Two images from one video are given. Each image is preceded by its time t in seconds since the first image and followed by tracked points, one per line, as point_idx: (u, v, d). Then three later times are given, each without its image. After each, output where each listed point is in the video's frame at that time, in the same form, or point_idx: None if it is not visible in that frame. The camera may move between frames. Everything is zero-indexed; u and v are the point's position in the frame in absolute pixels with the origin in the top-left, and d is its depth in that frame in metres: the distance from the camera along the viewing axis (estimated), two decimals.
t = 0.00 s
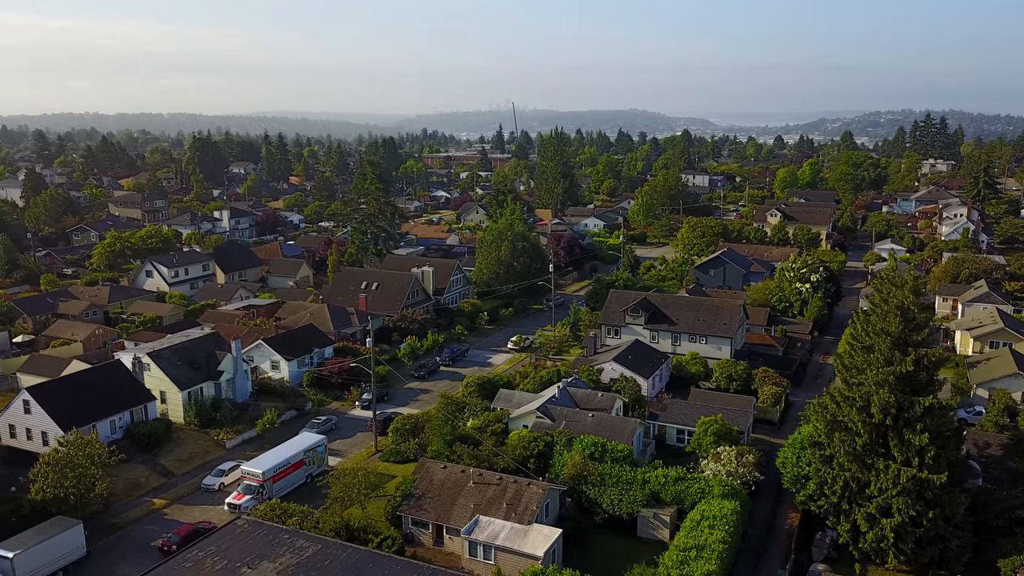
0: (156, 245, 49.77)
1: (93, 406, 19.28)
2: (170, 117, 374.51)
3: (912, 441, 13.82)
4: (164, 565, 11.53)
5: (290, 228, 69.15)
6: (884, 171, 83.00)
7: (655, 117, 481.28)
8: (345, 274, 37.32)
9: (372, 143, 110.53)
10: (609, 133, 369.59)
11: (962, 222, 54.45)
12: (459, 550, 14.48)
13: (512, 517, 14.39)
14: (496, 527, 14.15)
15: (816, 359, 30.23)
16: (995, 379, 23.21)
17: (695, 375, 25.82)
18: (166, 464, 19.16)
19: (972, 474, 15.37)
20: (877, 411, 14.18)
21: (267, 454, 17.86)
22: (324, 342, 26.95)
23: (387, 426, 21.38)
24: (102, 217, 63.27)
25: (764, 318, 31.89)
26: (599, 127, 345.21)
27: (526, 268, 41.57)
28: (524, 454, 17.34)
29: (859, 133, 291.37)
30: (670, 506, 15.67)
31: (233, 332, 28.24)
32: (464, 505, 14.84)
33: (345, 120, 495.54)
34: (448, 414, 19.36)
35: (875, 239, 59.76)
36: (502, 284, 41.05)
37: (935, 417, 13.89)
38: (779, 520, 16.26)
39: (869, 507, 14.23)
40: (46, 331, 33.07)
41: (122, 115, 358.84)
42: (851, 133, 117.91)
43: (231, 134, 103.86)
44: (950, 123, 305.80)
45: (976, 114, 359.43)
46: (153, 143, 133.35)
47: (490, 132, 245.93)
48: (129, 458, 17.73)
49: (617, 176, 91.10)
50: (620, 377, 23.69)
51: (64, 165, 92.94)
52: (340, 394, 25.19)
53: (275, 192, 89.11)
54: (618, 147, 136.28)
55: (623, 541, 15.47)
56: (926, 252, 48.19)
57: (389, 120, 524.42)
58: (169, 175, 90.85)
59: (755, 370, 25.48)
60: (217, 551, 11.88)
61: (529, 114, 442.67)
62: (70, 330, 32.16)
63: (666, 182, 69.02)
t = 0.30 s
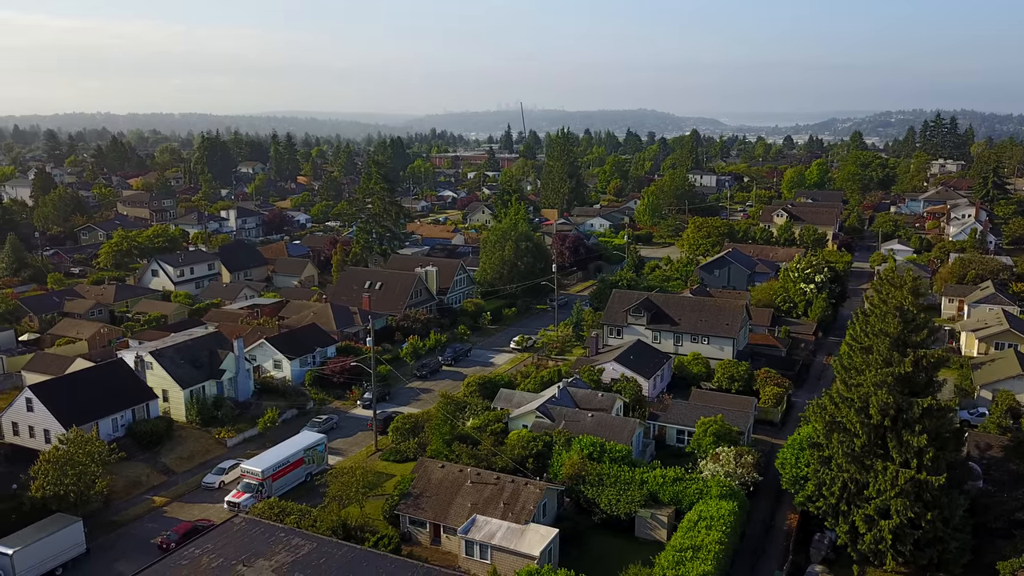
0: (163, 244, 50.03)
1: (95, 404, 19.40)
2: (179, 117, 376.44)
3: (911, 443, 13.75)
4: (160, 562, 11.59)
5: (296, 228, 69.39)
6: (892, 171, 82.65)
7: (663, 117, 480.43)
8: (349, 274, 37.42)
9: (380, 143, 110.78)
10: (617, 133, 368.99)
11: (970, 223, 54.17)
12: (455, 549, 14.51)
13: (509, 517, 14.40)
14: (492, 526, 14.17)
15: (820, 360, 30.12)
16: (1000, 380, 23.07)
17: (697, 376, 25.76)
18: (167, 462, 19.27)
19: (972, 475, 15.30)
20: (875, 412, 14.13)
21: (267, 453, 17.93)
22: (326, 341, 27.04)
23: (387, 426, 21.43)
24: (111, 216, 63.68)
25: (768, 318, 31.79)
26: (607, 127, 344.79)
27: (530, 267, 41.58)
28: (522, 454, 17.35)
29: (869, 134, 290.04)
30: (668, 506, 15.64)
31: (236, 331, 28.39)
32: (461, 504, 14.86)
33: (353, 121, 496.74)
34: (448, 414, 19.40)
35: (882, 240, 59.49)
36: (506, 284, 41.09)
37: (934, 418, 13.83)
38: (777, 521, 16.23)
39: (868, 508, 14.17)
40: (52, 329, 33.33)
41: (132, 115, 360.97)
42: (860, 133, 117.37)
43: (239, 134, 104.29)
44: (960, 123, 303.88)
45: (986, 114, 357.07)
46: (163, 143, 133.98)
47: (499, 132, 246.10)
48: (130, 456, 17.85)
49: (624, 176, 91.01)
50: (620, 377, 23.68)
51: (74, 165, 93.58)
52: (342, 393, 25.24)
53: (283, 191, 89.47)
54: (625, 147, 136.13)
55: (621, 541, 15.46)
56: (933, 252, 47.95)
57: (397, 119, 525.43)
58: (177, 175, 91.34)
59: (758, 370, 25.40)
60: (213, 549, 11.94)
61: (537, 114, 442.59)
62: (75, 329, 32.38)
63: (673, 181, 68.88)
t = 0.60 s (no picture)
0: (168, 243, 50.24)
1: (96, 403, 19.51)
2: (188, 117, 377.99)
3: (908, 444, 13.70)
4: (156, 560, 11.64)
5: (302, 227, 69.54)
6: (900, 171, 82.30)
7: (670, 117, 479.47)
8: (352, 273, 37.50)
9: (386, 143, 110.89)
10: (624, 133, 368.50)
11: (976, 223, 53.87)
12: (452, 549, 14.52)
13: (505, 516, 14.42)
14: (488, 525, 14.18)
15: (822, 360, 29.99)
16: (1003, 382, 22.94)
17: (698, 376, 25.72)
18: (167, 460, 19.35)
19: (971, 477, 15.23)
20: (873, 413, 14.08)
21: (266, 451, 18.00)
22: (327, 340, 27.10)
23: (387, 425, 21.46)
24: (117, 216, 64.01)
25: (770, 319, 31.69)
26: (614, 127, 344.34)
27: (533, 267, 41.56)
28: (520, 453, 17.35)
29: (877, 134, 288.72)
30: (665, 507, 15.62)
31: (238, 330, 28.49)
32: (458, 504, 14.88)
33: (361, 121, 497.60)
34: (447, 413, 19.42)
35: (888, 240, 59.23)
36: (509, 284, 41.09)
37: (931, 419, 13.79)
38: (775, 522, 16.19)
39: (864, 510, 14.11)
40: (56, 328, 33.52)
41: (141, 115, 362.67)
42: (868, 134, 116.87)
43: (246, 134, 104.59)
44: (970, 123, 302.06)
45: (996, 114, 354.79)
46: (171, 143, 134.20)
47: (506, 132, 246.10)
48: (130, 454, 17.94)
49: (630, 176, 90.86)
50: (620, 377, 23.65)
51: (82, 164, 94.06)
52: (343, 392, 25.28)
53: (290, 191, 89.69)
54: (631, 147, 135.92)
55: (617, 540, 15.46)
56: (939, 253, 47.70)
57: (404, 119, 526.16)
58: (185, 175, 91.69)
59: (759, 370, 25.31)
60: (208, 547, 12.00)
61: (543, 114, 442.49)
62: (79, 327, 32.54)
63: (678, 182, 68.71)
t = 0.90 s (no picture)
0: (174, 243, 50.41)
1: (97, 401, 19.62)
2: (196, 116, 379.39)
3: (905, 445, 13.65)
4: (151, 557, 11.70)
5: (307, 227, 69.67)
6: (907, 170, 81.94)
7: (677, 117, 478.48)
8: (354, 273, 37.57)
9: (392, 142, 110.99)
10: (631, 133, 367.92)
11: (983, 224, 53.59)
12: (448, 547, 14.55)
13: (501, 515, 14.44)
14: (484, 525, 14.20)
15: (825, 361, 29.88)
16: (1006, 384, 22.81)
17: (699, 377, 25.67)
18: (168, 458, 19.44)
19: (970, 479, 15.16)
20: (871, 414, 14.03)
21: (265, 450, 18.07)
22: (329, 339, 27.18)
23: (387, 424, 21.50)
24: (124, 215, 64.28)
25: (773, 319, 31.61)
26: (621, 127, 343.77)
27: (536, 267, 41.55)
28: (519, 453, 17.35)
29: (886, 133, 287.34)
30: (662, 507, 15.61)
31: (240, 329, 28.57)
32: (455, 503, 14.91)
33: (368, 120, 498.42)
34: (446, 413, 19.44)
35: (894, 240, 58.98)
36: (512, 284, 41.09)
37: (928, 420, 13.74)
38: (773, 523, 16.16)
39: (862, 511, 14.06)
40: (61, 327, 33.72)
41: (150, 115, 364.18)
42: (876, 133, 116.35)
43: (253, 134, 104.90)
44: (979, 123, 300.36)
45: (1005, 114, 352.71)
46: (180, 142, 134.60)
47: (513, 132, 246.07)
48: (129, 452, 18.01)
49: (636, 176, 90.66)
50: (621, 377, 23.62)
51: (91, 164, 94.59)
52: (345, 391, 25.32)
53: (296, 190, 89.88)
54: (638, 147, 135.70)
55: (614, 540, 15.45)
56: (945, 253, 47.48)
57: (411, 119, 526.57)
58: (192, 174, 92.00)
59: (760, 371, 25.23)
60: (204, 545, 12.05)
61: (550, 114, 442.14)
62: (83, 326, 32.70)
63: (684, 181, 68.54)
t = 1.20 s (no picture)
0: (179, 242, 50.66)
1: (98, 399, 19.72)
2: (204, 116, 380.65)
3: (902, 446, 13.60)
4: (147, 555, 11.77)
5: (313, 227, 69.85)
6: (914, 170, 81.57)
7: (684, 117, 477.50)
8: (357, 272, 37.64)
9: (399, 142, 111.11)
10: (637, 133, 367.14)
11: (990, 224, 53.30)
12: (444, 546, 14.58)
13: (497, 514, 14.45)
14: (480, 524, 14.21)
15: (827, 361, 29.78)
16: (1009, 385, 22.68)
17: (700, 377, 25.65)
18: (168, 456, 19.54)
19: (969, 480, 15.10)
20: (868, 415, 13.98)
21: (265, 448, 18.14)
22: (331, 338, 27.24)
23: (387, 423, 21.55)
24: (131, 215, 64.54)
25: (775, 319, 31.52)
26: (628, 127, 343.23)
27: (538, 267, 41.54)
28: (516, 452, 17.36)
29: (895, 133, 285.97)
30: (659, 507, 15.60)
31: (242, 328, 28.64)
32: (451, 502, 14.93)
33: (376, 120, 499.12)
34: (444, 412, 19.46)
35: (900, 241, 58.69)
36: (514, 283, 41.09)
37: (926, 421, 13.69)
38: (770, 524, 16.15)
39: (859, 512, 14.01)
40: (66, 325, 33.93)
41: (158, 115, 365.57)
42: (884, 134, 115.77)
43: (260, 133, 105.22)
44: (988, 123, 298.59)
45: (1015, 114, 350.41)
46: (188, 143, 135.04)
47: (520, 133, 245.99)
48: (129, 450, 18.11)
49: (642, 176, 90.50)
50: (621, 377, 23.60)
51: (99, 164, 95.09)
52: (345, 390, 25.34)
53: (303, 190, 90.08)
54: (644, 147, 135.47)
55: (611, 541, 15.45)
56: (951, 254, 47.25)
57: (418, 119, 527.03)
58: (200, 174, 92.35)
59: (762, 372, 25.15)
60: (200, 543, 12.12)
61: (557, 114, 441.66)
62: (87, 325, 32.87)
63: (690, 181, 68.36)
